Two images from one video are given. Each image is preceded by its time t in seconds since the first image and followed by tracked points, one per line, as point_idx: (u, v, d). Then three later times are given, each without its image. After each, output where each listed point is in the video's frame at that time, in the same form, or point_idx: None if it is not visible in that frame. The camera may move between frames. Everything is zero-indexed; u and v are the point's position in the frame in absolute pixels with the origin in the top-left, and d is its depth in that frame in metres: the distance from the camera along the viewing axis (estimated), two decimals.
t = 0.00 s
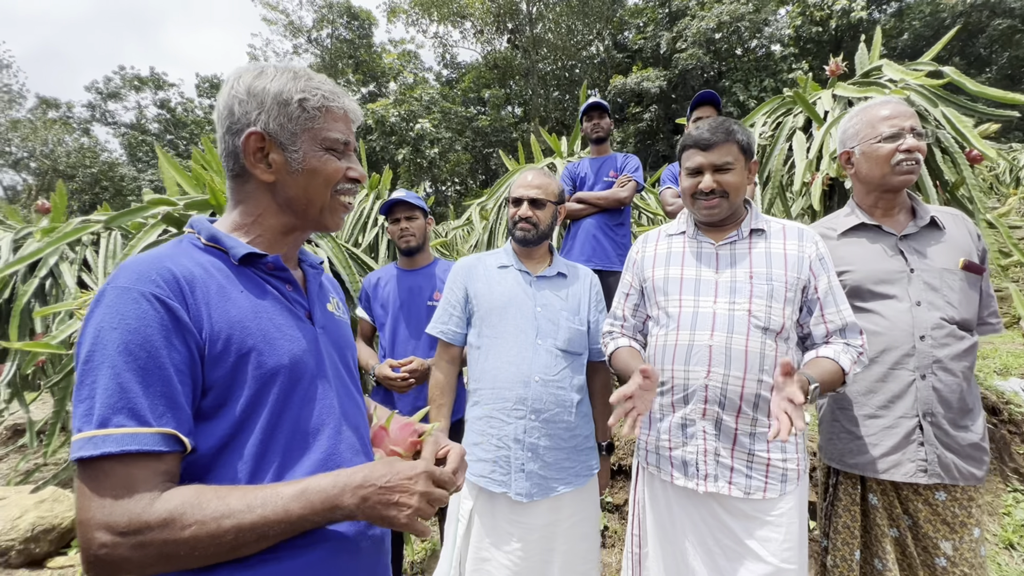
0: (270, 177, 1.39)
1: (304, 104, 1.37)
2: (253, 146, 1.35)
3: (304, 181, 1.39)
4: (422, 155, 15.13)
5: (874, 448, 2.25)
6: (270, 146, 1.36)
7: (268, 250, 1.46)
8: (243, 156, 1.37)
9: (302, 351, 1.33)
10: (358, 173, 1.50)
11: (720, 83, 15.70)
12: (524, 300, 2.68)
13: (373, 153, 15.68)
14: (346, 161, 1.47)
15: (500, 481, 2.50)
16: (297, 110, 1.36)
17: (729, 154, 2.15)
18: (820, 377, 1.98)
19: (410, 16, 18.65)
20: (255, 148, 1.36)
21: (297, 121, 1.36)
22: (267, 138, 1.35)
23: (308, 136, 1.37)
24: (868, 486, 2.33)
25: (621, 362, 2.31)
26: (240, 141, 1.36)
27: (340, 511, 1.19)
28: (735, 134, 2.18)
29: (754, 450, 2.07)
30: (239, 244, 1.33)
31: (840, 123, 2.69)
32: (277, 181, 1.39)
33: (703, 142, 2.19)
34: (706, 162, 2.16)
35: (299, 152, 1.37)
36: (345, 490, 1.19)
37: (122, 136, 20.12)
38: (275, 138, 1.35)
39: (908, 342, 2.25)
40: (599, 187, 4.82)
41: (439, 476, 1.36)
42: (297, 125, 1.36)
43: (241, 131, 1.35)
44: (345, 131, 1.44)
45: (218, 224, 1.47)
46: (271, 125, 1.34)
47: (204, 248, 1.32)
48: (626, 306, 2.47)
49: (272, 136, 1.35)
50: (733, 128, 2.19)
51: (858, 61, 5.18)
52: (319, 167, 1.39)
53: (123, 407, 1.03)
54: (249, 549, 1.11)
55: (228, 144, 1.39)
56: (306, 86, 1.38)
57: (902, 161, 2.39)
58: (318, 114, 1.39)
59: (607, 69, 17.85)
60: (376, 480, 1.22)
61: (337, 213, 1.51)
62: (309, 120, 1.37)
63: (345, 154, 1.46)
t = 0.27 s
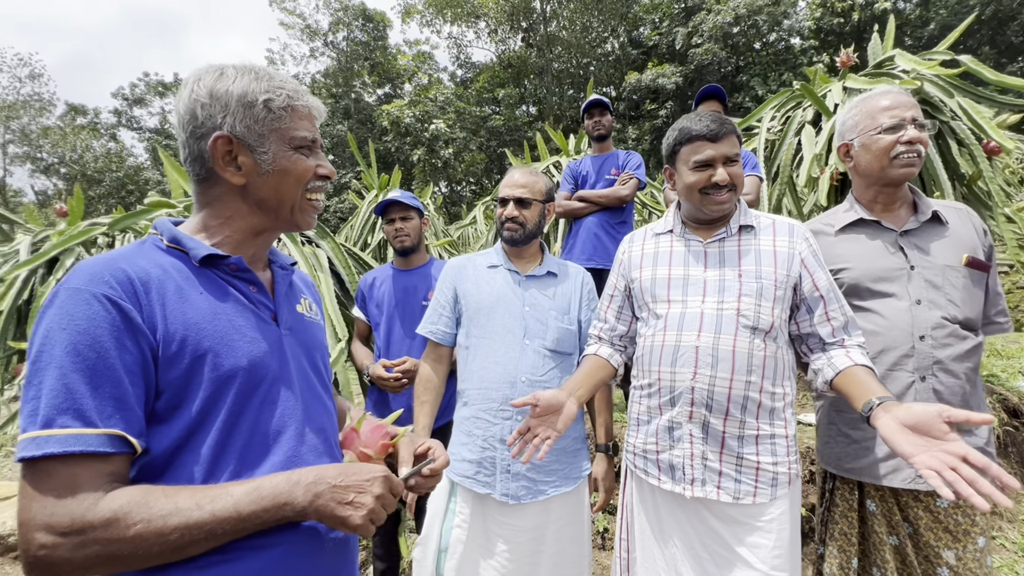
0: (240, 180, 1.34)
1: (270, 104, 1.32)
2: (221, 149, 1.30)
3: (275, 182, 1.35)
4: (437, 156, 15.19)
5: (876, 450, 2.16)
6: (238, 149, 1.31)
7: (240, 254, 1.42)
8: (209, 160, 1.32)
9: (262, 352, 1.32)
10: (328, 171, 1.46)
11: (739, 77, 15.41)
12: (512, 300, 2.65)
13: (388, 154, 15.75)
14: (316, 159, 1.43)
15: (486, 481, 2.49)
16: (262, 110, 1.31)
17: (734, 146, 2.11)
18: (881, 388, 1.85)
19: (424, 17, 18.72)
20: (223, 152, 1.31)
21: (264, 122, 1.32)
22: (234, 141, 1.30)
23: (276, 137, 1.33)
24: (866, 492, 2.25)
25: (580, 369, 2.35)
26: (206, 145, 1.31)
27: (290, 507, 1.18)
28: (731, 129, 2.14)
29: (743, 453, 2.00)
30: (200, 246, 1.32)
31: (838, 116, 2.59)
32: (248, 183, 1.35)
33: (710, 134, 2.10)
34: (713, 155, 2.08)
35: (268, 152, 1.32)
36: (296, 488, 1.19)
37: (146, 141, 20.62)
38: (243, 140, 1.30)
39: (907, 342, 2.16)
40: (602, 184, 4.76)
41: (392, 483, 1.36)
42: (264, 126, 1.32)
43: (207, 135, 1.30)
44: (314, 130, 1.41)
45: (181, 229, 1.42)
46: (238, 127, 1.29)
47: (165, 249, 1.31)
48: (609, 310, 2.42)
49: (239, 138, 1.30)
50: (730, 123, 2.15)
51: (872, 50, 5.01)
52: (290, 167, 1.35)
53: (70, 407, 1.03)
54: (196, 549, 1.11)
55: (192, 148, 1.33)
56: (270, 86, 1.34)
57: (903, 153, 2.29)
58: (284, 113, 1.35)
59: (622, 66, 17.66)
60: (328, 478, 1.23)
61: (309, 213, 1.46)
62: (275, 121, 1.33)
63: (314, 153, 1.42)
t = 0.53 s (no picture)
0: (208, 181, 1.35)
1: (235, 106, 1.33)
2: (188, 152, 1.31)
3: (242, 183, 1.35)
4: (454, 156, 15.12)
5: (869, 456, 2.09)
6: (205, 151, 1.32)
7: (209, 255, 1.42)
8: (177, 163, 1.33)
9: (228, 352, 1.31)
10: (299, 172, 1.46)
11: (761, 72, 15.11)
12: (504, 299, 2.62)
13: (405, 155, 15.77)
14: (285, 160, 1.43)
15: (476, 481, 2.47)
16: (228, 112, 1.32)
17: (692, 144, 2.02)
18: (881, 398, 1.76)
19: (441, 18, 18.75)
20: (189, 154, 1.32)
21: (230, 124, 1.32)
22: (201, 144, 1.31)
23: (244, 139, 1.34)
24: (866, 497, 2.16)
25: (567, 368, 2.28)
26: (173, 147, 1.32)
27: (253, 501, 1.19)
28: (705, 121, 2.03)
29: (736, 455, 1.91)
30: (166, 248, 1.33)
31: (841, 105, 2.47)
32: (216, 185, 1.35)
33: (671, 132, 2.07)
34: (671, 153, 2.04)
35: (234, 154, 1.33)
36: (260, 483, 1.19)
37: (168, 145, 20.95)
38: (210, 143, 1.31)
39: (908, 341, 2.07)
40: (606, 182, 4.69)
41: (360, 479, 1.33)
42: (231, 128, 1.32)
43: (174, 138, 1.31)
44: (282, 131, 1.41)
45: (152, 232, 1.42)
46: (203, 130, 1.30)
47: (132, 252, 1.32)
48: (600, 307, 2.37)
49: (206, 141, 1.31)
50: (705, 114, 2.05)
51: (887, 39, 4.84)
52: (258, 168, 1.36)
53: (27, 404, 1.04)
54: (157, 544, 1.11)
55: (160, 152, 1.34)
56: (235, 87, 1.34)
57: (907, 145, 2.18)
58: (250, 115, 1.35)
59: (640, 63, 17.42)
60: (289, 472, 1.23)
61: (281, 213, 1.46)
62: (242, 122, 1.33)
63: (283, 154, 1.42)
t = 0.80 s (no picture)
0: (194, 184, 1.41)
1: (214, 110, 1.37)
2: (172, 156, 1.37)
3: (226, 185, 1.40)
4: (473, 157, 15.14)
5: (869, 457, 2.03)
6: (188, 155, 1.38)
7: (201, 256, 1.47)
8: (164, 167, 1.40)
9: (218, 350, 1.35)
10: (284, 171, 1.50)
11: (785, 65, 14.78)
12: (502, 297, 2.64)
13: (423, 156, 15.83)
14: (268, 161, 1.47)
15: (477, 478, 2.49)
16: (208, 116, 1.37)
17: (674, 144, 2.02)
18: (834, 450, 1.81)
19: (458, 18, 18.80)
20: (174, 158, 1.38)
21: (211, 128, 1.38)
22: (184, 148, 1.37)
23: (225, 141, 1.39)
24: (869, 497, 2.11)
25: (583, 402, 2.21)
26: (159, 153, 1.38)
27: (238, 498, 1.22)
28: (685, 120, 2.03)
29: (727, 454, 1.89)
30: (159, 249, 1.37)
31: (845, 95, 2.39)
32: (201, 187, 1.41)
33: (652, 134, 2.08)
34: (653, 155, 2.05)
35: (216, 156, 1.39)
36: (244, 480, 1.22)
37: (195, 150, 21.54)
38: (191, 147, 1.37)
39: (911, 338, 2.01)
40: (615, 179, 4.65)
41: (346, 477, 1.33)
42: (212, 132, 1.38)
43: (158, 143, 1.38)
44: (263, 132, 1.45)
45: (148, 235, 1.48)
46: (186, 134, 1.36)
47: (129, 253, 1.37)
48: (604, 304, 2.28)
49: (189, 145, 1.37)
50: (685, 114, 2.05)
51: (907, 27, 4.69)
52: (239, 170, 1.40)
53: (24, 398, 1.10)
54: (144, 535, 1.15)
55: (149, 158, 1.41)
56: (214, 91, 1.39)
57: (911, 136, 2.10)
58: (230, 118, 1.40)
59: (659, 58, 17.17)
60: (275, 470, 1.24)
61: (268, 213, 1.50)
62: (222, 126, 1.39)
63: (266, 155, 1.46)
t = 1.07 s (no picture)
0: (186, 196, 1.50)
1: (197, 125, 1.42)
2: (166, 169, 1.47)
3: (206, 199, 1.46)
4: (491, 158, 15.05)
5: (880, 461, 1.99)
6: (179, 169, 1.46)
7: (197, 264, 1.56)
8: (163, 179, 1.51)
9: (225, 355, 1.41)
10: (264, 189, 1.50)
11: (810, 56, 14.39)
12: (509, 300, 2.66)
13: (442, 157, 15.94)
14: (250, 177, 1.48)
15: (484, 478, 2.52)
16: (193, 132, 1.42)
17: (674, 142, 2.00)
18: (841, 454, 1.84)
19: (476, 19, 18.83)
20: (169, 170, 1.48)
21: (196, 142, 1.43)
22: (176, 162, 1.46)
23: (208, 156, 1.44)
24: (881, 503, 2.07)
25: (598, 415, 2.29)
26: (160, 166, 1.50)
27: (242, 499, 1.28)
28: (687, 118, 2.01)
29: (729, 459, 1.88)
30: (171, 258, 1.43)
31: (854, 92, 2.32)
32: (191, 200, 1.49)
33: (653, 132, 2.07)
34: (654, 153, 2.04)
35: (198, 171, 1.45)
36: (247, 483, 1.28)
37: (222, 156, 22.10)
38: (180, 161, 1.45)
39: (922, 339, 1.96)
40: (627, 179, 4.60)
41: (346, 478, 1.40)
42: (197, 147, 1.43)
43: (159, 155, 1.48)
44: (244, 148, 1.46)
45: (162, 244, 1.56)
46: (175, 149, 1.44)
47: (143, 262, 1.44)
48: (612, 307, 2.28)
49: (178, 159, 1.45)
50: (687, 111, 2.02)
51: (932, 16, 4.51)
52: (218, 185, 1.44)
53: (43, 402, 1.17)
54: (153, 532, 1.22)
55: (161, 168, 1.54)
56: (201, 107, 1.43)
57: (924, 134, 2.04)
58: (213, 134, 1.43)
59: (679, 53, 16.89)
60: (277, 473, 1.31)
61: (248, 229, 1.52)
62: (206, 141, 1.43)
63: (248, 171, 1.48)
